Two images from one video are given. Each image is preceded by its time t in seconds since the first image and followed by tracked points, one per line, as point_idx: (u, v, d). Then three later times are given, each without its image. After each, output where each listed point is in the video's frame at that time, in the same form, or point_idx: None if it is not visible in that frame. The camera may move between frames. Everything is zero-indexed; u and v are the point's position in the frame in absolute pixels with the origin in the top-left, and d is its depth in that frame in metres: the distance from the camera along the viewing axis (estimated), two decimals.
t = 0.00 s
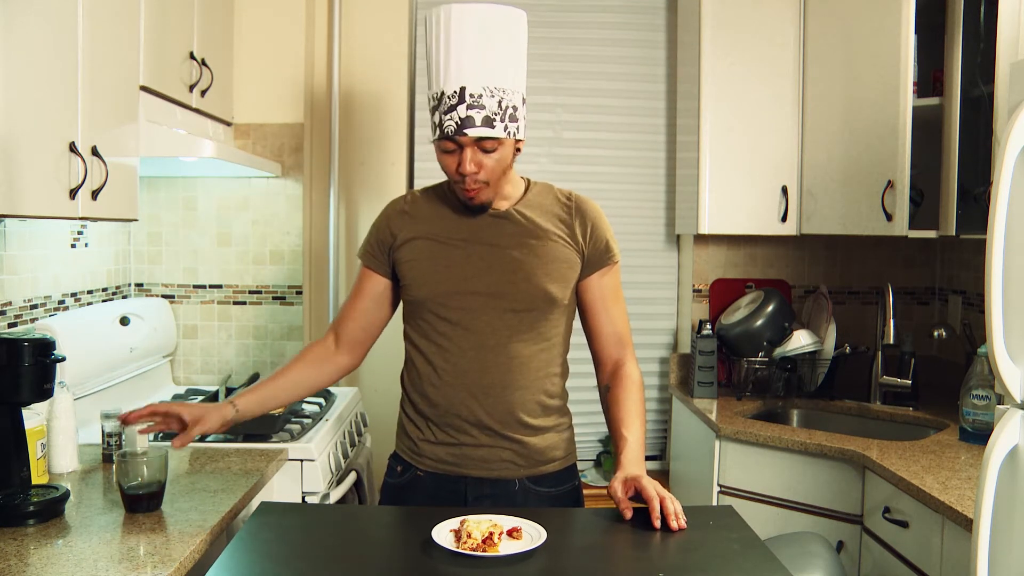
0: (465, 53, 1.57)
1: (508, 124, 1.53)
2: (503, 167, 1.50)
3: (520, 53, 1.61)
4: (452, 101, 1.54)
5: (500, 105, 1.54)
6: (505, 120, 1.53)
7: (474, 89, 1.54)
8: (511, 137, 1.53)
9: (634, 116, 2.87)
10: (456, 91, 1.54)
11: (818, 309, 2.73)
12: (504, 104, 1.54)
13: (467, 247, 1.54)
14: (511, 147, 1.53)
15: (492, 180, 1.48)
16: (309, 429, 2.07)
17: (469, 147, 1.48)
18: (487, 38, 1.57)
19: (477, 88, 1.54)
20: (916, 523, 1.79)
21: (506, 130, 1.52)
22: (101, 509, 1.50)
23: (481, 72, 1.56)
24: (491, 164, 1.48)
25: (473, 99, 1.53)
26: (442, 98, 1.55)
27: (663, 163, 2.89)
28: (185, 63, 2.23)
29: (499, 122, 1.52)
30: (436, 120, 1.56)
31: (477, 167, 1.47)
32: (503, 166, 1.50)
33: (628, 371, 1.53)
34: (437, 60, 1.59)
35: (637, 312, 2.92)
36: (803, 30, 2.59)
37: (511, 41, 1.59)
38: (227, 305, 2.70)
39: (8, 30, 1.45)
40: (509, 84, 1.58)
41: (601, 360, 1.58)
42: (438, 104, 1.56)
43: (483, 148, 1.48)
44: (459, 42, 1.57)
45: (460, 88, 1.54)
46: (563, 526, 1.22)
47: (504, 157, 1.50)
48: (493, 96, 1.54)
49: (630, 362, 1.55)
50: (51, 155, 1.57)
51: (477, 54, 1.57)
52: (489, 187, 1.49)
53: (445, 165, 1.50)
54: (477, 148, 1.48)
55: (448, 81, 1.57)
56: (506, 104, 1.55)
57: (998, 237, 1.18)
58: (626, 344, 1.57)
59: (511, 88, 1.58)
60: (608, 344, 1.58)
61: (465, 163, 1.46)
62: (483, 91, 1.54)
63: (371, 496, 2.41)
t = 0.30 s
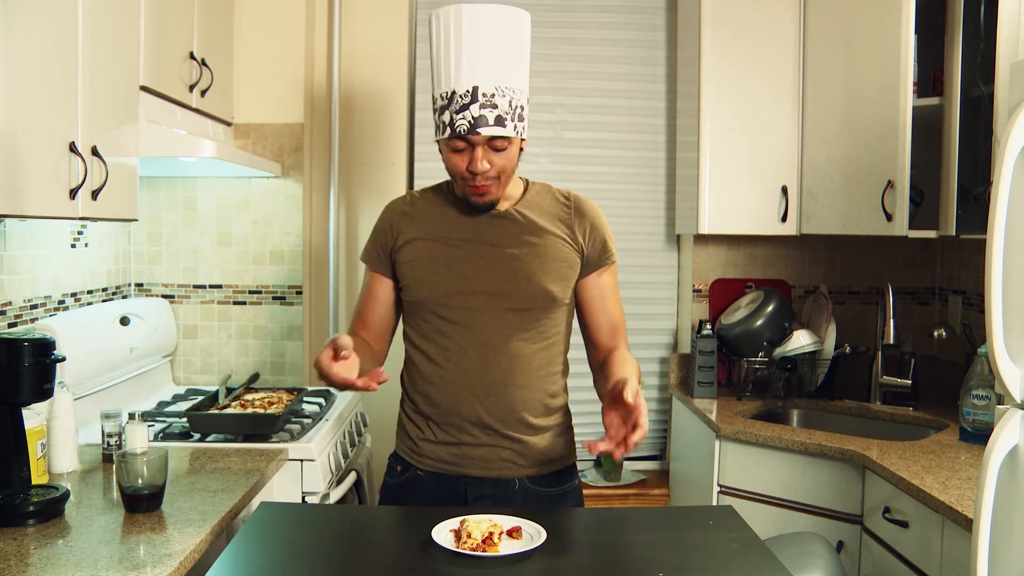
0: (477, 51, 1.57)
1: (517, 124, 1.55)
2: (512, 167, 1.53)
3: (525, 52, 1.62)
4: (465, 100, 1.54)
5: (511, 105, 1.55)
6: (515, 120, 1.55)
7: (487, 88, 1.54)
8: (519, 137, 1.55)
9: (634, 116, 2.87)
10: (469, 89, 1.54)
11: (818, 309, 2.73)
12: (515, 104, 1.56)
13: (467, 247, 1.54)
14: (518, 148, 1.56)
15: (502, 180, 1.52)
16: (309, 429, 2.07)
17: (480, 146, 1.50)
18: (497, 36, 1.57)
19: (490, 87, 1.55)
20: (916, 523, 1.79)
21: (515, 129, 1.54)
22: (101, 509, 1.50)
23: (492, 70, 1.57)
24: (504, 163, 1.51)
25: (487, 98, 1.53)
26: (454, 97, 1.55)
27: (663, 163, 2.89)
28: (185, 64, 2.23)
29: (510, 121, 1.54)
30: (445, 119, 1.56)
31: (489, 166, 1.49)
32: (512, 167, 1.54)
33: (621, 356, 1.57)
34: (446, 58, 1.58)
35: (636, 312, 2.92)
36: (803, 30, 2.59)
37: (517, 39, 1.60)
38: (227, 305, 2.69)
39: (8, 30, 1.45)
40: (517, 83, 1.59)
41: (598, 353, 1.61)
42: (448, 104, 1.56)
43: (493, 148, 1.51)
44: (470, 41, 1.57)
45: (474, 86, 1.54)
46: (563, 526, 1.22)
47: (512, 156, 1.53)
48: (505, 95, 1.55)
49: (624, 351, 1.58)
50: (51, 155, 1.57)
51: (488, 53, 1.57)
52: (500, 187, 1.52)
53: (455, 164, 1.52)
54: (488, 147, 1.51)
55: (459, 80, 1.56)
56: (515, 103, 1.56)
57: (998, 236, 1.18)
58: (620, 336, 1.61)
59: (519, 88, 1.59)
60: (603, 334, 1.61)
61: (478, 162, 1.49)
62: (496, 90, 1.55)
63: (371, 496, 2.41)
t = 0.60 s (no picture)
0: (490, 48, 1.56)
1: (527, 121, 1.56)
2: (520, 163, 1.55)
3: (534, 51, 1.63)
4: (479, 95, 1.53)
5: (523, 102, 1.56)
6: (526, 117, 1.56)
7: (502, 84, 1.54)
8: (528, 135, 1.57)
9: (634, 116, 2.87)
10: (483, 84, 1.54)
11: (818, 309, 2.73)
12: (526, 101, 1.57)
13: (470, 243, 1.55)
14: (526, 146, 1.57)
15: (511, 176, 1.53)
16: (309, 429, 2.07)
17: (492, 141, 1.51)
18: (511, 33, 1.58)
19: (504, 83, 1.55)
20: (916, 522, 1.79)
21: (526, 126, 1.55)
22: (101, 509, 1.50)
23: (506, 67, 1.57)
24: (513, 159, 1.53)
25: (501, 93, 1.53)
26: (468, 91, 1.54)
27: (663, 163, 2.89)
28: (185, 64, 2.23)
29: (522, 117, 1.55)
30: (457, 114, 1.54)
31: (501, 162, 1.50)
32: (520, 163, 1.55)
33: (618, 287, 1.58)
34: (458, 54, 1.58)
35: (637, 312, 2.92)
36: (803, 30, 2.59)
37: (527, 37, 1.60)
38: (227, 305, 2.69)
39: (9, 30, 1.45)
40: (527, 81, 1.60)
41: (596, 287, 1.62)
42: (461, 98, 1.55)
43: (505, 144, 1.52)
44: (485, 38, 1.56)
45: (489, 81, 1.54)
46: (564, 525, 1.22)
47: (520, 153, 1.55)
48: (517, 92, 1.56)
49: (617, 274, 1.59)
50: (51, 155, 1.57)
51: (501, 49, 1.57)
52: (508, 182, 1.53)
53: (467, 159, 1.52)
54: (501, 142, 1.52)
55: (472, 76, 1.56)
56: (526, 100, 1.57)
57: (998, 236, 1.18)
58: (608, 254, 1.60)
59: (529, 86, 1.60)
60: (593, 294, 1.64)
61: (490, 158, 1.49)
62: (509, 87, 1.55)
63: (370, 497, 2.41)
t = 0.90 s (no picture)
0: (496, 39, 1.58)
1: (529, 112, 1.56)
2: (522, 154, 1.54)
3: (538, 51, 1.64)
4: (481, 82, 1.54)
5: (524, 94, 1.57)
6: (528, 109, 1.56)
7: (505, 73, 1.55)
8: (530, 127, 1.57)
9: (633, 116, 2.87)
10: (486, 72, 1.55)
11: (818, 309, 2.73)
12: (528, 94, 1.57)
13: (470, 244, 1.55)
14: (529, 138, 1.57)
15: (512, 167, 1.52)
16: (309, 429, 2.07)
17: (493, 128, 1.51)
18: (516, 26, 1.59)
19: (507, 72, 1.56)
20: (916, 523, 1.79)
21: (527, 117, 1.56)
22: (101, 509, 1.50)
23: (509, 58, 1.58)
24: (515, 147, 1.52)
25: (503, 82, 1.54)
26: (470, 79, 1.55)
27: (664, 163, 2.89)
28: (185, 63, 2.23)
29: (522, 107, 1.55)
30: (460, 102, 1.55)
31: (500, 150, 1.50)
32: (522, 153, 1.55)
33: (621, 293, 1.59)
34: (463, 44, 1.59)
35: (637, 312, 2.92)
36: (803, 30, 2.59)
37: (532, 35, 1.62)
38: (227, 305, 2.69)
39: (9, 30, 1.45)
40: (530, 76, 1.61)
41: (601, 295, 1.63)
42: (463, 86, 1.56)
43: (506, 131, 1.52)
44: (491, 28, 1.58)
45: (491, 70, 1.55)
46: (563, 525, 1.22)
47: (522, 144, 1.54)
48: (520, 83, 1.56)
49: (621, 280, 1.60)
50: (51, 155, 1.57)
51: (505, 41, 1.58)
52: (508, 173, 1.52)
53: (466, 146, 1.52)
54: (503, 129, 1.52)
55: (476, 65, 1.57)
56: (528, 93, 1.58)
57: (998, 236, 1.18)
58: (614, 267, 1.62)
59: (531, 82, 1.61)
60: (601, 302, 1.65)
61: (490, 144, 1.49)
62: (512, 77, 1.56)
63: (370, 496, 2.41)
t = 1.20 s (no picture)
0: (487, 30, 1.59)
1: (522, 96, 1.57)
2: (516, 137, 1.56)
3: (531, 42, 1.65)
4: (473, 68, 1.56)
5: (517, 78, 1.57)
6: (521, 93, 1.57)
7: (495, 58, 1.56)
8: (524, 111, 1.57)
9: (633, 116, 2.87)
10: (477, 58, 1.56)
11: (818, 309, 2.73)
12: (520, 79, 1.58)
13: (469, 245, 1.55)
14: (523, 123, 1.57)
15: (507, 149, 1.53)
16: (309, 429, 2.07)
17: (487, 109, 1.53)
18: (508, 16, 1.60)
19: (498, 57, 1.57)
20: (916, 523, 1.79)
21: (521, 100, 1.57)
22: (101, 509, 1.50)
23: (501, 45, 1.59)
24: (510, 129, 1.54)
25: (494, 66, 1.55)
26: (462, 65, 1.57)
27: (664, 163, 2.89)
28: (185, 64, 2.23)
29: (515, 90, 1.56)
30: (453, 90, 1.57)
31: (496, 130, 1.52)
32: (517, 138, 1.56)
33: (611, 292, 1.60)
34: (454, 35, 1.61)
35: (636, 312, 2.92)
36: (803, 30, 2.60)
37: (524, 25, 1.63)
38: (227, 305, 2.69)
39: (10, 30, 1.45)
40: (523, 64, 1.61)
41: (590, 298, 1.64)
42: (456, 74, 1.57)
43: (502, 112, 1.54)
44: (482, 18, 1.59)
45: (482, 55, 1.56)
46: (563, 526, 1.22)
47: (518, 127, 1.55)
48: (511, 68, 1.57)
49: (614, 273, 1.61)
50: (51, 155, 1.57)
51: (496, 30, 1.59)
52: (504, 155, 1.53)
53: (461, 131, 1.53)
54: (497, 110, 1.54)
55: (467, 53, 1.58)
56: (521, 79, 1.59)
57: (998, 236, 1.18)
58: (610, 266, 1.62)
59: (524, 70, 1.61)
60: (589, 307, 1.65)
61: (484, 125, 1.51)
62: (503, 62, 1.57)
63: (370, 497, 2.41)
